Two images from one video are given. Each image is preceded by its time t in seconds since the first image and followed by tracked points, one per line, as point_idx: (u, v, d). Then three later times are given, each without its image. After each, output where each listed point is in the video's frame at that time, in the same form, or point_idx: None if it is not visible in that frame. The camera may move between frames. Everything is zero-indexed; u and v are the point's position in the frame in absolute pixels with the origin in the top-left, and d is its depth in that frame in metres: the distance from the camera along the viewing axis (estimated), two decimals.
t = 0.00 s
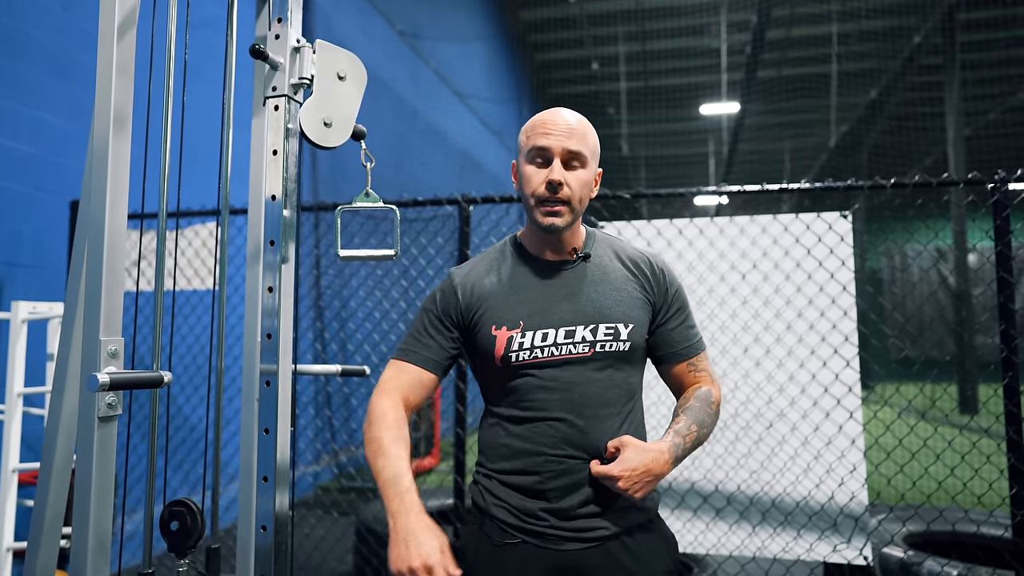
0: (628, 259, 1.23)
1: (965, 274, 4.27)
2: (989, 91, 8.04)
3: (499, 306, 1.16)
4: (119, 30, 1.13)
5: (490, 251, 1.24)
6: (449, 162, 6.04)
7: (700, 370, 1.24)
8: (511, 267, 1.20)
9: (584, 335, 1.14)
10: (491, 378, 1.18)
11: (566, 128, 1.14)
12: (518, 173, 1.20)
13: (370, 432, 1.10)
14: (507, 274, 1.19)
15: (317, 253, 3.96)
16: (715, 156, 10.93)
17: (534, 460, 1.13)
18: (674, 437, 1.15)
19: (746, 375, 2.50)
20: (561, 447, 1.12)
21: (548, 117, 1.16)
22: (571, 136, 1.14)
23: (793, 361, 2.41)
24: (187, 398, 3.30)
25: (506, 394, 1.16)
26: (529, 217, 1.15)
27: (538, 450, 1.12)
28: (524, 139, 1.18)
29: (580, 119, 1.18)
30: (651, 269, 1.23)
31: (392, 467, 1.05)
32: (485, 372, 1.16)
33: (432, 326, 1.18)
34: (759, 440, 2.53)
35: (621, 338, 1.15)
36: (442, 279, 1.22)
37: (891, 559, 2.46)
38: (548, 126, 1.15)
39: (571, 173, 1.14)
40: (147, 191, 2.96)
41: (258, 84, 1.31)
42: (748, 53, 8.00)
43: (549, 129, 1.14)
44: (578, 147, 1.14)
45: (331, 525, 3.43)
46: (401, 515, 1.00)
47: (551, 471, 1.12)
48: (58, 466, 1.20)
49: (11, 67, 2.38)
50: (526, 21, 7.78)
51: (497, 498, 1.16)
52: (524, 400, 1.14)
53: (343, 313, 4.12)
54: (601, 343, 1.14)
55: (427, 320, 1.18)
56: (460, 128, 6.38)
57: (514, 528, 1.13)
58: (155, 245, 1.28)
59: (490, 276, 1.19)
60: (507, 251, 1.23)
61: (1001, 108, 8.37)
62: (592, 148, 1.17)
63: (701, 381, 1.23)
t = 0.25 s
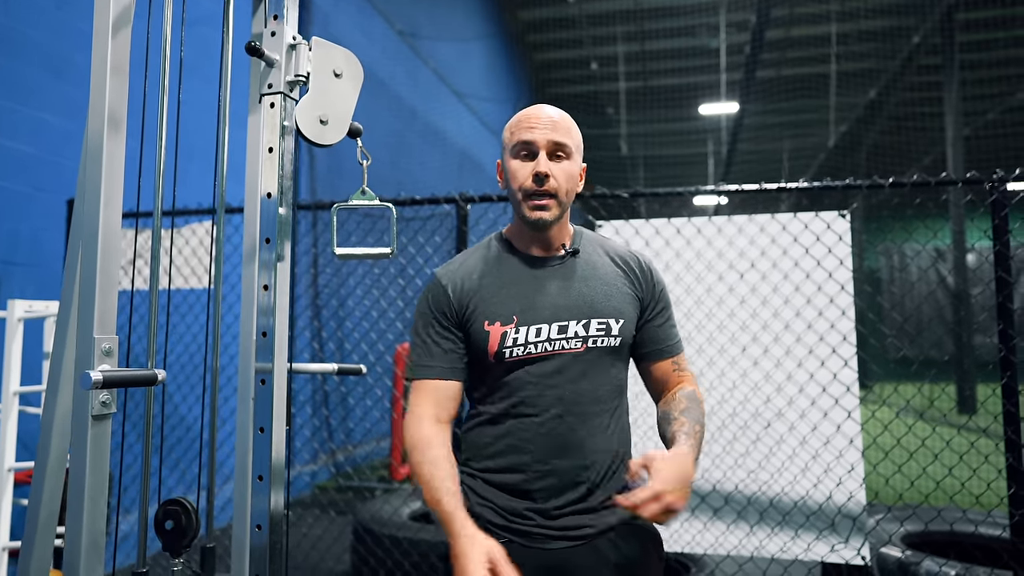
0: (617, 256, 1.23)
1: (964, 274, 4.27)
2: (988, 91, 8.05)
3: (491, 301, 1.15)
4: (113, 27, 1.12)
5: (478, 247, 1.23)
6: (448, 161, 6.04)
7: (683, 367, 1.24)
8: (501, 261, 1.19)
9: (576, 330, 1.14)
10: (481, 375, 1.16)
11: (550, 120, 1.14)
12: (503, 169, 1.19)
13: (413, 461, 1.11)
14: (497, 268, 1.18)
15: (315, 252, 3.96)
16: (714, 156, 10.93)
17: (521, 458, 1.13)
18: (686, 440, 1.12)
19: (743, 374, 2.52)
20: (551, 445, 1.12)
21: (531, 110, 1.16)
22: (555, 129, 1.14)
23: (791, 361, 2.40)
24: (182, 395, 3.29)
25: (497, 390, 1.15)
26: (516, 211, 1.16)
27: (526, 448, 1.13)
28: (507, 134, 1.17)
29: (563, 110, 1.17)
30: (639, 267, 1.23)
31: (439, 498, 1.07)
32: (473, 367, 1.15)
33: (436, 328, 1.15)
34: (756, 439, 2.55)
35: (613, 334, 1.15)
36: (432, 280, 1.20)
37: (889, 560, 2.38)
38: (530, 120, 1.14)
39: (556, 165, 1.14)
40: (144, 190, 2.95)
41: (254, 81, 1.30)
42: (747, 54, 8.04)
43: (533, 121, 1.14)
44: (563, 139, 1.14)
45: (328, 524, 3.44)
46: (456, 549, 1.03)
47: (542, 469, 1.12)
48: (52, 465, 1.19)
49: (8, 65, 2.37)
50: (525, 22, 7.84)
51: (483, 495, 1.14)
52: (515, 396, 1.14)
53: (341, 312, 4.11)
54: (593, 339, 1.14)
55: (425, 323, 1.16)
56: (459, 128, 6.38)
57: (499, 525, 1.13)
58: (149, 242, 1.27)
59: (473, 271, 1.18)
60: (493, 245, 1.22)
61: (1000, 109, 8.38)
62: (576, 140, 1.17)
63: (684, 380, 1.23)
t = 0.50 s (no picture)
0: (605, 259, 1.25)
1: (962, 275, 4.27)
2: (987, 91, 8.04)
3: (482, 300, 1.12)
4: (107, 24, 1.12)
5: (463, 244, 1.20)
6: (447, 162, 6.03)
7: (656, 366, 1.29)
8: (488, 259, 1.16)
9: (567, 333, 1.14)
10: (469, 376, 1.14)
11: (541, 124, 1.13)
12: (492, 169, 1.18)
13: (427, 458, 1.06)
14: (486, 266, 1.15)
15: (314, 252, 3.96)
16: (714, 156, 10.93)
17: (507, 458, 1.12)
18: (640, 449, 1.18)
19: (741, 374, 2.49)
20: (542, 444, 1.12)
21: (522, 112, 1.15)
22: (547, 132, 1.13)
23: (789, 360, 2.40)
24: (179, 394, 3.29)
25: (490, 393, 1.13)
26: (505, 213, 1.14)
27: (513, 448, 1.12)
28: (498, 135, 1.16)
29: (555, 112, 1.16)
30: (626, 268, 1.26)
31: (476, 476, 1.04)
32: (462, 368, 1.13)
33: (427, 326, 1.10)
34: (754, 439, 2.53)
35: (602, 336, 1.17)
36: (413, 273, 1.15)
37: (887, 558, 2.45)
38: (522, 122, 1.13)
39: (547, 169, 1.13)
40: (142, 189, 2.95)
41: (249, 79, 1.30)
42: (746, 53, 8.08)
43: (524, 125, 1.13)
44: (554, 143, 1.13)
45: (325, 524, 3.44)
46: (522, 510, 1.02)
47: (531, 471, 1.12)
48: (46, 465, 1.19)
49: (5, 64, 2.36)
50: (524, 22, 7.80)
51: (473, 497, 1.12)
52: (504, 397, 1.12)
53: (339, 312, 4.11)
54: (583, 342, 1.15)
55: (414, 320, 1.11)
56: (458, 128, 6.37)
57: (489, 527, 1.11)
58: (145, 241, 1.26)
59: (457, 264, 1.15)
60: (480, 241, 1.19)
61: (999, 109, 8.38)
62: (568, 143, 1.16)
63: (659, 380, 1.29)
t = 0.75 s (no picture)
0: (601, 261, 1.25)
1: (961, 274, 4.27)
2: (986, 91, 8.05)
3: (479, 301, 1.11)
4: (103, 21, 1.11)
5: (457, 243, 1.19)
6: (445, 161, 6.02)
7: (642, 364, 1.32)
8: (482, 260, 1.15)
9: (564, 335, 1.14)
10: (465, 376, 1.14)
11: (533, 125, 1.12)
12: (486, 170, 1.17)
13: (431, 458, 1.06)
14: (482, 266, 1.15)
15: (312, 251, 3.97)
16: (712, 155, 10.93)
17: (503, 457, 1.12)
18: (624, 451, 1.23)
19: (739, 373, 2.48)
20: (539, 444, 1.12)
21: (515, 112, 1.13)
22: (539, 133, 1.11)
23: (788, 359, 2.41)
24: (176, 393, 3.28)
25: (488, 395, 1.13)
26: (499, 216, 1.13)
27: (510, 448, 1.11)
28: (491, 137, 1.15)
29: (548, 112, 1.15)
30: (619, 269, 1.26)
31: (483, 470, 1.07)
32: (462, 371, 1.12)
33: (423, 327, 1.10)
34: (752, 438, 2.52)
35: (598, 338, 1.17)
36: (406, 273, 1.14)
37: (885, 558, 2.46)
38: (514, 123, 1.12)
39: (540, 171, 1.12)
40: (139, 188, 2.94)
41: (246, 76, 1.29)
42: (745, 53, 8.07)
43: (516, 126, 1.11)
44: (547, 144, 1.12)
45: (324, 523, 3.45)
46: (530, 498, 1.06)
47: (530, 471, 1.11)
48: (42, 464, 1.18)
49: None
50: (524, 20, 7.65)
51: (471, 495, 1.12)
52: (502, 399, 1.12)
53: (338, 312, 4.10)
54: (580, 343, 1.15)
55: (410, 320, 1.10)
56: (457, 128, 6.36)
57: (486, 526, 1.11)
58: (142, 240, 1.25)
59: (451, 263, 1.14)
60: (474, 241, 1.18)
61: (998, 108, 8.37)
62: (561, 144, 1.15)
63: (643, 380, 1.32)
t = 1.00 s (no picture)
0: (597, 258, 1.25)
1: (959, 275, 4.27)
2: (985, 92, 8.05)
3: (476, 300, 1.11)
4: (99, 19, 1.11)
5: (452, 242, 1.18)
6: (444, 161, 6.02)
7: (638, 360, 1.32)
8: (476, 259, 1.15)
9: (561, 333, 1.14)
10: (463, 376, 1.14)
11: (525, 122, 1.11)
12: (480, 168, 1.17)
13: (431, 458, 1.05)
14: (478, 266, 1.14)
15: (311, 250, 3.97)
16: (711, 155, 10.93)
17: (501, 456, 1.11)
18: (622, 449, 1.23)
19: (738, 373, 2.49)
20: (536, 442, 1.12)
21: (507, 109, 1.13)
22: (532, 130, 1.11)
23: (786, 359, 2.41)
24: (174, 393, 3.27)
25: (486, 394, 1.13)
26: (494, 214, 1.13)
27: (508, 446, 1.11)
28: (483, 134, 1.14)
29: (540, 109, 1.15)
30: (614, 266, 1.26)
31: (483, 470, 1.07)
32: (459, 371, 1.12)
33: (420, 327, 1.09)
34: (750, 438, 2.50)
35: (595, 336, 1.17)
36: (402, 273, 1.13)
37: (883, 557, 2.46)
38: (506, 121, 1.11)
39: (534, 168, 1.12)
40: (137, 188, 2.93)
41: (244, 75, 1.30)
42: (744, 53, 8.06)
43: (508, 124, 1.11)
44: (539, 140, 1.12)
45: (322, 523, 3.44)
46: (530, 497, 1.06)
47: (528, 469, 1.11)
48: (38, 464, 1.18)
49: None
50: (523, 20, 7.66)
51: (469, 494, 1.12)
52: (499, 398, 1.12)
53: (336, 312, 4.10)
54: (577, 341, 1.15)
55: (407, 319, 1.09)
56: (455, 128, 6.36)
57: (484, 524, 1.11)
58: (138, 239, 1.25)
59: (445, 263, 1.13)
60: (470, 240, 1.18)
61: (996, 109, 8.38)
62: (554, 140, 1.14)
63: (638, 377, 1.32)
